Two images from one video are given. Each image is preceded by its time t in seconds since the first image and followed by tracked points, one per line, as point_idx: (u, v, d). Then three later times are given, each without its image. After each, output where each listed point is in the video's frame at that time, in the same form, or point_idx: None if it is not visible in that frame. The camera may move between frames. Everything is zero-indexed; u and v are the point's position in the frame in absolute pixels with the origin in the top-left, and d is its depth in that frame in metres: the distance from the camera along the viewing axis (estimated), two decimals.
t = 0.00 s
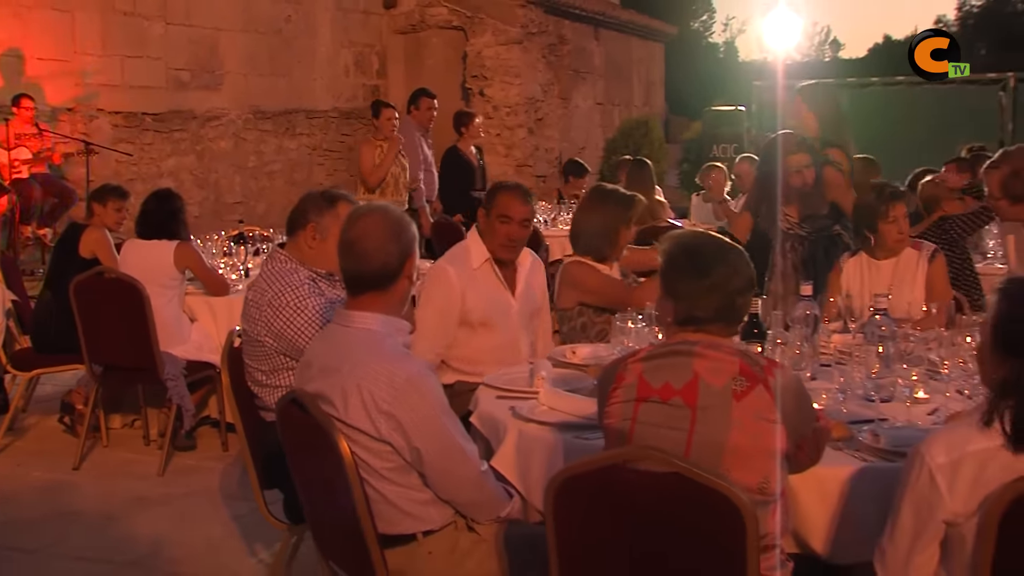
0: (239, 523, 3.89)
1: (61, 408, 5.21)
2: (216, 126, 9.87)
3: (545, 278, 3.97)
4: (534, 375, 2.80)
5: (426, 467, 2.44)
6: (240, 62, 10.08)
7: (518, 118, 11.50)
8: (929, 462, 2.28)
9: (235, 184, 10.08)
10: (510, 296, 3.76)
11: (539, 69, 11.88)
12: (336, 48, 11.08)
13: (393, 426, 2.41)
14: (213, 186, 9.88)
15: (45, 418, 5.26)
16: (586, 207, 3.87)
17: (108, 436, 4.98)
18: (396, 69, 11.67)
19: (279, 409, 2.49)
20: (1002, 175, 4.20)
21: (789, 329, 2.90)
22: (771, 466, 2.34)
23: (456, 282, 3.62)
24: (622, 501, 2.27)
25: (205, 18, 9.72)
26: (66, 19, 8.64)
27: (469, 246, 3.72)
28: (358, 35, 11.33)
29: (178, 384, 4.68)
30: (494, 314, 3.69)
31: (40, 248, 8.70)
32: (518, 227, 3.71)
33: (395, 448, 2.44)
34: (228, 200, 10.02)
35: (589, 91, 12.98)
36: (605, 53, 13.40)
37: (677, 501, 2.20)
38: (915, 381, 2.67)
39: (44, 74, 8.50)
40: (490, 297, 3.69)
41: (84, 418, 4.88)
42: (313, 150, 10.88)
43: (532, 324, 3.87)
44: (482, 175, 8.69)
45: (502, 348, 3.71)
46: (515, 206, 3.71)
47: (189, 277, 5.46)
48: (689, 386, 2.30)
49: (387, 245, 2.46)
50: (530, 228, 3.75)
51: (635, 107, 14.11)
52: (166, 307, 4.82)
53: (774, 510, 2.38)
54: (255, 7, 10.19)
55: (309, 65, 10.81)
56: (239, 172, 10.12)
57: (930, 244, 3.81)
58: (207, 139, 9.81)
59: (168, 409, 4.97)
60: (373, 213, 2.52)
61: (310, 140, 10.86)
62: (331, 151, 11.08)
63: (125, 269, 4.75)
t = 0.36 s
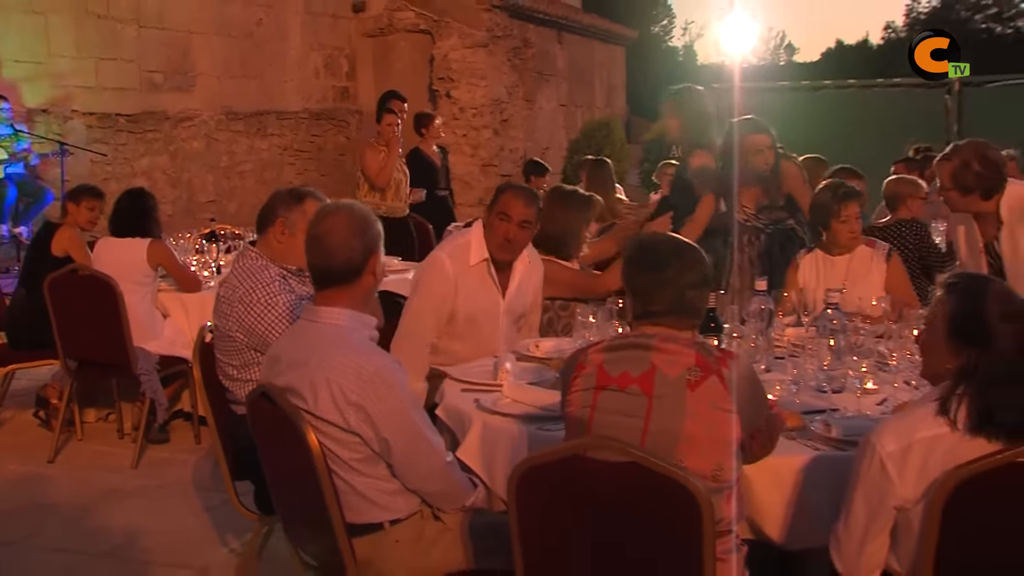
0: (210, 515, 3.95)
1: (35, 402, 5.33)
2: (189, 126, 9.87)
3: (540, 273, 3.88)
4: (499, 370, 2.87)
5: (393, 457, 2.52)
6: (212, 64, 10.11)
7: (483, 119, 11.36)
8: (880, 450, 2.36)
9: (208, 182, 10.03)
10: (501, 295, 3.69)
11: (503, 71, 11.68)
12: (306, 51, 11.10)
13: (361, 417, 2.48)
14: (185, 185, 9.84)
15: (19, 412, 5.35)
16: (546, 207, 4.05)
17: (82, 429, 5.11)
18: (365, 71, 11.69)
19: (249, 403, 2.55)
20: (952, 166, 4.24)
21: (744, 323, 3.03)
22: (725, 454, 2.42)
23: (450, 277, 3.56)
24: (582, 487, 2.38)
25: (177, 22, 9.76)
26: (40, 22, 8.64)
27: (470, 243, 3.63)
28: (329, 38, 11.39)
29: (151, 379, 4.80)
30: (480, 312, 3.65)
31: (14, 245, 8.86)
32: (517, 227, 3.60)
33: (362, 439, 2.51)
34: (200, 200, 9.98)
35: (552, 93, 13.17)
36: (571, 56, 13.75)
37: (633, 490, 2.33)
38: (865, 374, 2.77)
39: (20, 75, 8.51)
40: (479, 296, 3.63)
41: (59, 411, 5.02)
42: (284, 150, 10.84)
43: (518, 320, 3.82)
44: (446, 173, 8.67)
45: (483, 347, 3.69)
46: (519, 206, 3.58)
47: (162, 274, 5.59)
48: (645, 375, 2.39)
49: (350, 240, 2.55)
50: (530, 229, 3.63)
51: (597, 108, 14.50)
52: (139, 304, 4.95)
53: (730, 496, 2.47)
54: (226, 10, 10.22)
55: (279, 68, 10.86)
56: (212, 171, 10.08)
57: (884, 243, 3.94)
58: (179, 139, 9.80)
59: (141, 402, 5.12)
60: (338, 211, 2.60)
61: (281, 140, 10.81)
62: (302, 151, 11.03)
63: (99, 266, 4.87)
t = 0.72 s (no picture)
0: (182, 507, 4.01)
1: (8, 400, 5.44)
2: (160, 128, 9.88)
3: (480, 271, 4.10)
4: (464, 364, 2.95)
5: (357, 449, 2.58)
6: (182, 65, 10.12)
7: (450, 120, 12.05)
8: (828, 436, 2.44)
9: (179, 180, 10.05)
10: (439, 292, 3.92)
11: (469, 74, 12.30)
12: (276, 53, 11.20)
13: (327, 410, 2.56)
14: (157, 184, 9.85)
15: None
16: (507, 207, 4.00)
17: (55, 424, 5.23)
18: (333, 74, 11.90)
19: (219, 396, 2.63)
20: (922, 155, 4.39)
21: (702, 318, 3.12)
22: (683, 444, 2.49)
23: (382, 279, 3.85)
24: (543, 476, 2.46)
25: (147, 26, 9.76)
26: (12, 25, 8.49)
27: (399, 244, 3.90)
28: (298, 40, 11.50)
29: (122, 374, 4.99)
30: (419, 308, 3.88)
31: None
32: (439, 223, 3.84)
33: (329, 431, 2.58)
34: (172, 199, 10.01)
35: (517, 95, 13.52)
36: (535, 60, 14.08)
37: (596, 480, 2.40)
38: (818, 365, 2.86)
39: None
40: (417, 292, 3.88)
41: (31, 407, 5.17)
42: (254, 151, 10.93)
43: (466, 317, 4.03)
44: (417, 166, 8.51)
45: (429, 342, 3.90)
46: (438, 203, 3.83)
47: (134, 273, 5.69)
48: (606, 368, 2.47)
49: (319, 238, 2.61)
50: (452, 224, 3.86)
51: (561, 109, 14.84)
52: (111, 301, 5.09)
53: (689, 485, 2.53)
54: (196, 13, 10.24)
55: (249, 70, 10.90)
56: (183, 170, 10.10)
57: (840, 240, 4.06)
58: (151, 140, 9.80)
59: (113, 398, 5.27)
60: (305, 209, 2.66)
61: (251, 141, 10.90)
62: (272, 151, 11.14)
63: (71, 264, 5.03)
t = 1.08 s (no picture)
0: (156, 500, 4.07)
1: None
2: (134, 129, 9.78)
3: (422, 259, 4.26)
4: (433, 359, 3.03)
5: (326, 442, 2.65)
6: (157, 67, 10.09)
7: (419, 121, 12.02)
8: (784, 424, 2.53)
9: (153, 180, 9.99)
10: (386, 279, 4.09)
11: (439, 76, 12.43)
12: (248, 56, 11.23)
13: (297, 404, 2.62)
14: (132, 184, 9.77)
15: None
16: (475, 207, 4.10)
17: (31, 421, 5.27)
18: (305, 76, 12.04)
19: (191, 392, 2.69)
20: (936, 132, 4.19)
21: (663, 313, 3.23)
22: (644, 435, 2.57)
23: (327, 275, 4.01)
24: (507, 471, 2.53)
25: (122, 28, 9.67)
26: None
27: (335, 241, 4.08)
28: (269, 43, 11.54)
29: (98, 370, 5.07)
30: (369, 298, 4.04)
31: None
32: (367, 211, 4.04)
33: (299, 425, 2.65)
34: (146, 198, 9.94)
35: (485, 96, 13.73)
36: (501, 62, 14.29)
37: (562, 471, 2.48)
38: (775, 359, 2.96)
39: None
40: (362, 281, 4.04)
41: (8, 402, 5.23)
42: (228, 151, 10.93)
43: (417, 304, 4.19)
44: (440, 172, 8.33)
45: (380, 329, 4.03)
46: (367, 194, 4.02)
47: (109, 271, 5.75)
48: (568, 362, 2.54)
49: (289, 235, 2.68)
50: (381, 211, 4.05)
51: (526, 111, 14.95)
52: (86, 297, 5.15)
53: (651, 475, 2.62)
54: (171, 16, 10.22)
55: (223, 73, 10.93)
56: (157, 171, 10.04)
57: (801, 240, 4.09)
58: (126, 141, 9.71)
59: (88, 394, 5.34)
60: (276, 207, 2.72)
61: (225, 142, 10.90)
62: (245, 151, 11.16)
63: (48, 264, 5.07)
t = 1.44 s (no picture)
0: (128, 495, 4.12)
1: None
2: (106, 129, 9.60)
3: (384, 256, 4.35)
4: (400, 355, 3.09)
5: (295, 437, 2.71)
6: (128, 70, 9.91)
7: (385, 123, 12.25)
8: (742, 416, 2.61)
9: (125, 181, 9.78)
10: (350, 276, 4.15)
11: (403, 79, 12.78)
12: (219, 58, 11.12)
13: (266, 401, 2.67)
14: (104, 184, 9.55)
15: None
16: (443, 206, 4.17)
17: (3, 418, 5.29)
18: (275, 78, 11.99)
19: (161, 388, 2.73)
20: (930, 115, 4.09)
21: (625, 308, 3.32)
22: (604, 431, 2.64)
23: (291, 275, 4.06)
24: (466, 467, 2.58)
25: (95, 31, 9.51)
26: None
27: (299, 241, 4.13)
28: (239, 46, 11.44)
29: (69, 368, 5.13)
30: (334, 296, 4.09)
31: None
32: (329, 209, 4.08)
33: (267, 420, 2.70)
34: (118, 199, 9.73)
35: (451, 98, 14.15)
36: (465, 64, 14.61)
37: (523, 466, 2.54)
38: (733, 354, 3.03)
39: None
40: (326, 279, 4.10)
41: None
42: (198, 152, 10.76)
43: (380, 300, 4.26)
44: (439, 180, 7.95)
45: (343, 326, 4.10)
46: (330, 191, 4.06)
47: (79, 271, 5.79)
48: (529, 360, 2.60)
49: (257, 234, 2.74)
50: (342, 210, 4.10)
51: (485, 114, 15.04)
52: (57, 296, 5.20)
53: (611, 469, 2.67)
54: (143, 19, 10.08)
55: (194, 75, 10.81)
56: (129, 172, 9.84)
57: (761, 239, 4.11)
58: (98, 142, 9.51)
59: (60, 391, 5.38)
60: (245, 207, 2.78)
61: (195, 143, 10.74)
62: (215, 152, 11.02)
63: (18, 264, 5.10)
